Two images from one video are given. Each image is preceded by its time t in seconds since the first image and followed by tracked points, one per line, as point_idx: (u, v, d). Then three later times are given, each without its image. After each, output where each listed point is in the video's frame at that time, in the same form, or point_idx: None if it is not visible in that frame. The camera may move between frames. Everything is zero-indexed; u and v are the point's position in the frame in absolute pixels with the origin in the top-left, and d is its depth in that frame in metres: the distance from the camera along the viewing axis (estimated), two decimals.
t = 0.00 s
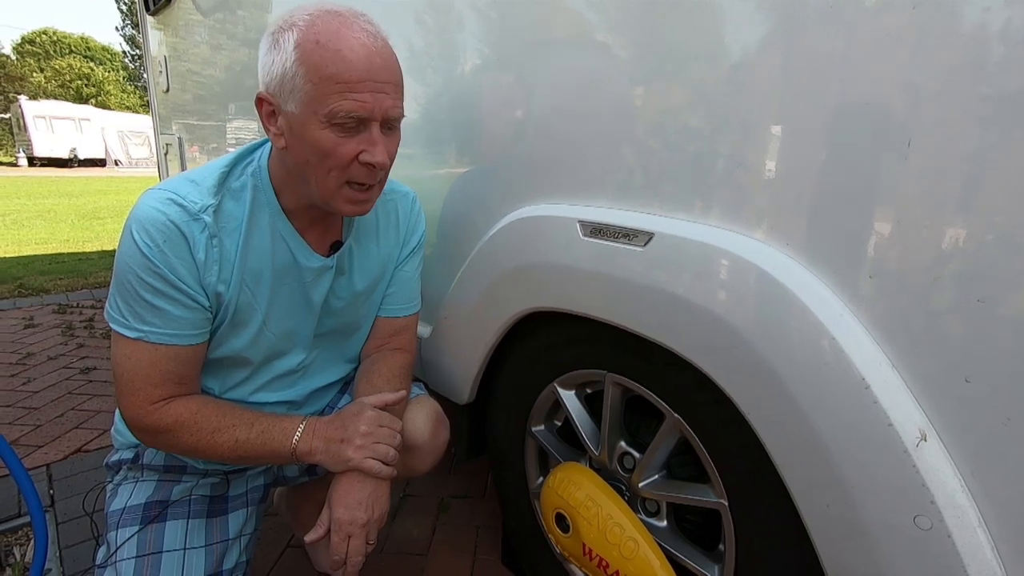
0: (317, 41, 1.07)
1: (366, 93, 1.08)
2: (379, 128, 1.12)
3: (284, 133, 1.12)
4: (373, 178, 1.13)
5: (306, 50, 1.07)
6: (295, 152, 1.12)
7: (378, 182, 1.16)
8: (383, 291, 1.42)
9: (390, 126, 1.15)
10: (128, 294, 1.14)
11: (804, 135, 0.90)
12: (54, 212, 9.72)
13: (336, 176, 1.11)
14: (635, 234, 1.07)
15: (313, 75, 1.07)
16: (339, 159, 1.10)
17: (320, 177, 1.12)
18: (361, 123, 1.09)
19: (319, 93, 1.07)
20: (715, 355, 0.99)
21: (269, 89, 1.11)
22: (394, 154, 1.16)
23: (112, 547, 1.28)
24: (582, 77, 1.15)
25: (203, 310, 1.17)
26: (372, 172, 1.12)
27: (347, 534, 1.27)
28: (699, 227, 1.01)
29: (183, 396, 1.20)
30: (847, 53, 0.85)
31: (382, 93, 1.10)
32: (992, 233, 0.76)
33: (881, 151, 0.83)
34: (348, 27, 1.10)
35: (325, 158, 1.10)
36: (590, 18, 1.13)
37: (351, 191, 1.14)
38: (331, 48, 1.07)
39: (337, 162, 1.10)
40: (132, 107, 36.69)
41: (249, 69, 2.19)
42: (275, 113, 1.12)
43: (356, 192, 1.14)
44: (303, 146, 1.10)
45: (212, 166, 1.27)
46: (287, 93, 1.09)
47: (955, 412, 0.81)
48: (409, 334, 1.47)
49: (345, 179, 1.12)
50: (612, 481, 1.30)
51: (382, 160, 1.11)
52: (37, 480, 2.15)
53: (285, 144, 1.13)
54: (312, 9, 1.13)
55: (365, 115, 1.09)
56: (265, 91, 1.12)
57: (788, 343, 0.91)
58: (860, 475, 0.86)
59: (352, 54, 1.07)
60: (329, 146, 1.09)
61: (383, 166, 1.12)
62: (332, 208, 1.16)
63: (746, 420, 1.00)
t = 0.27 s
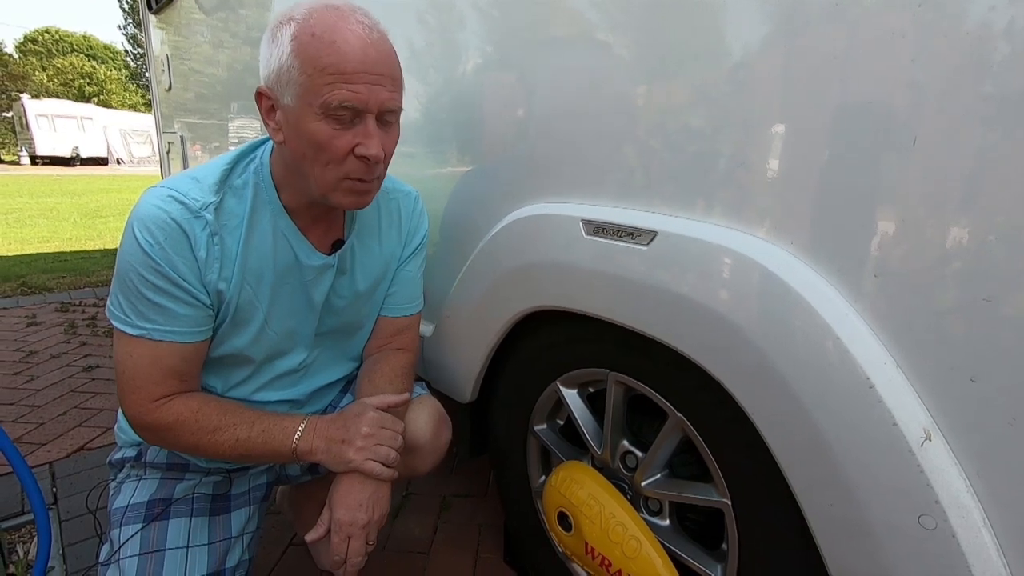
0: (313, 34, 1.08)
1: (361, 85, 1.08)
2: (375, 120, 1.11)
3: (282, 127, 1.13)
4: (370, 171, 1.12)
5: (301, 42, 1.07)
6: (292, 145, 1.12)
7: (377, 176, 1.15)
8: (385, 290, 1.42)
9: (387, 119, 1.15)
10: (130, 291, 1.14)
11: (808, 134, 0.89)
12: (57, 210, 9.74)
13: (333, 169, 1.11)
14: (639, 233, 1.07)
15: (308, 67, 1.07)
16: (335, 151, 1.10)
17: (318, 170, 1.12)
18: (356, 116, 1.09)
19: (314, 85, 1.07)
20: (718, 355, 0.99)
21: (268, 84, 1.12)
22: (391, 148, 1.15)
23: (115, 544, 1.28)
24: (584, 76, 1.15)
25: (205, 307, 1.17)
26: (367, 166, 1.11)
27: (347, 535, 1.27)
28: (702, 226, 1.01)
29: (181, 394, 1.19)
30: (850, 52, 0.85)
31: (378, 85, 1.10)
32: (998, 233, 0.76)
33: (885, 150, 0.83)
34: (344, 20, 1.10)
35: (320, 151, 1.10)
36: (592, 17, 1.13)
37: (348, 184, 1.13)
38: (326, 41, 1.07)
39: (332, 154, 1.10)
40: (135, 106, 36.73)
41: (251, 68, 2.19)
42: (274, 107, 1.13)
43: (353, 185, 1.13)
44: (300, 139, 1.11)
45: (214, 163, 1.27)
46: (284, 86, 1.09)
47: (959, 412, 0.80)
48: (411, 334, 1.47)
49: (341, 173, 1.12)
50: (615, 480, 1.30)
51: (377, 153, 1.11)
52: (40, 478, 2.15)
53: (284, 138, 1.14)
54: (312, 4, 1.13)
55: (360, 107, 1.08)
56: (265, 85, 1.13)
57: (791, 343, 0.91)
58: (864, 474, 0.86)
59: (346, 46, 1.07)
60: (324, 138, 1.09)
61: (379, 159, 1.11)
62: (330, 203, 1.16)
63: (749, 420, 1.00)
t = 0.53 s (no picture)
0: (292, 29, 1.08)
1: (350, 72, 1.08)
2: (372, 105, 1.11)
3: (281, 130, 1.13)
4: (378, 157, 1.13)
5: (282, 40, 1.08)
6: (296, 148, 1.12)
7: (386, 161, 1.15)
8: (389, 288, 1.42)
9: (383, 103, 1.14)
10: (139, 283, 1.15)
11: (810, 133, 0.89)
12: (58, 208, 9.74)
13: (342, 162, 1.11)
14: (642, 232, 1.07)
15: (296, 64, 1.07)
16: (339, 144, 1.10)
17: (326, 165, 1.12)
18: (353, 105, 1.09)
19: (304, 81, 1.07)
20: (720, 354, 0.99)
21: (259, 91, 1.12)
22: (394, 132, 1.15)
23: (117, 543, 1.28)
24: (586, 76, 1.14)
25: (213, 299, 1.17)
26: (375, 152, 1.12)
27: (338, 528, 1.26)
28: (704, 226, 1.01)
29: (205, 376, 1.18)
30: (853, 52, 0.85)
31: (367, 69, 1.10)
32: (1002, 233, 0.76)
33: (888, 150, 0.83)
34: (320, 9, 1.10)
35: (325, 147, 1.10)
36: (594, 17, 1.13)
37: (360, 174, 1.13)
38: (306, 34, 1.07)
39: (338, 147, 1.10)
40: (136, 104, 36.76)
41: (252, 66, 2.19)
42: (270, 113, 1.13)
43: (365, 174, 1.13)
44: (302, 139, 1.11)
45: (217, 159, 1.28)
46: (276, 89, 1.10)
47: (962, 413, 0.80)
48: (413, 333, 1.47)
49: (351, 164, 1.12)
50: (616, 479, 1.30)
51: (382, 138, 1.11)
52: (41, 476, 2.15)
53: (285, 142, 1.13)
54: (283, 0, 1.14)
55: (353, 94, 1.08)
56: (256, 93, 1.13)
57: (793, 343, 0.90)
58: (866, 475, 0.86)
59: (326, 33, 1.07)
60: (327, 133, 1.09)
61: (385, 142, 1.11)
62: (344, 197, 1.15)
63: (751, 419, 1.00)
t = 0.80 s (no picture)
0: (292, 23, 1.09)
1: (336, 71, 1.08)
2: (355, 107, 1.11)
3: (273, 120, 1.15)
4: (351, 160, 1.12)
5: (282, 32, 1.10)
6: (281, 138, 1.14)
7: (362, 165, 1.14)
8: (390, 290, 1.42)
9: (372, 108, 1.13)
10: (133, 286, 1.15)
11: (811, 133, 0.89)
12: (60, 207, 9.74)
13: (314, 158, 1.11)
14: (643, 231, 1.07)
15: (288, 57, 1.09)
16: (314, 139, 1.10)
17: (301, 160, 1.12)
18: (334, 104, 1.09)
19: (291, 74, 1.08)
20: (720, 354, 0.99)
21: (260, 78, 1.15)
22: (375, 136, 1.14)
23: (119, 540, 1.28)
24: (587, 75, 1.14)
25: (206, 303, 1.17)
26: (347, 155, 1.11)
27: (351, 522, 1.27)
28: (706, 225, 1.01)
29: (183, 386, 1.19)
30: (855, 52, 0.85)
31: (355, 71, 1.09)
32: (1004, 232, 0.76)
33: (889, 149, 0.83)
34: (323, 7, 1.10)
35: (302, 141, 1.11)
36: (595, 16, 1.13)
37: (333, 175, 1.13)
38: (302, 29, 1.08)
39: (311, 143, 1.10)
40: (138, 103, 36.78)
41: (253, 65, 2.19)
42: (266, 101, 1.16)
43: (336, 176, 1.13)
44: (284, 130, 1.12)
45: (219, 160, 1.28)
46: (271, 78, 1.12)
47: (964, 413, 0.80)
48: (414, 332, 1.47)
49: (323, 162, 1.12)
50: (617, 478, 1.30)
51: (355, 141, 1.10)
52: (43, 474, 2.16)
53: (275, 131, 1.15)
54: None
55: (335, 93, 1.08)
56: (258, 79, 1.16)
57: (793, 343, 0.90)
58: (867, 474, 0.86)
59: (321, 31, 1.08)
60: (303, 127, 1.10)
61: (357, 147, 1.10)
62: (318, 195, 1.15)
63: (752, 419, 1.00)
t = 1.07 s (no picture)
0: (297, 26, 1.10)
1: (340, 74, 1.08)
2: (359, 111, 1.11)
3: (278, 123, 1.15)
4: (356, 162, 1.12)
5: (287, 35, 1.10)
6: (285, 140, 1.15)
7: (367, 168, 1.14)
8: (391, 290, 1.42)
9: (376, 111, 1.14)
10: (135, 288, 1.15)
11: (811, 133, 0.89)
12: (60, 206, 9.74)
13: (318, 161, 1.12)
14: (643, 231, 1.07)
15: (292, 59, 1.09)
16: (318, 142, 1.10)
17: (305, 163, 1.13)
18: (338, 106, 1.10)
19: (296, 77, 1.09)
20: (719, 354, 0.99)
21: (265, 81, 1.16)
22: (378, 139, 1.14)
23: (119, 539, 1.29)
24: (588, 75, 1.15)
25: (207, 305, 1.17)
26: (352, 157, 1.11)
27: (350, 529, 1.25)
28: (705, 226, 1.01)
29: (188, 392, 1.20)
30: (854, 52, 0.85)
31: (359, 74, 1.09)
32: (1003, 233, 0.76)
33: (889, 150, 0.83)
34: (327, 10, 1.11)
35: (306, 144, 1.11)
36: (595, 15, 1.13)
37: (336, 177, 1.13)
38: (307, 32, 1.09)
39: (316, 145, 1.10)
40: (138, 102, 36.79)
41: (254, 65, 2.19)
42: (271, 104, 1.16)
43: (340, 179, 1.13)
44: (289, 132, 1.13)
45: (221, 161, 1.28)
46: (276, 81, 1.13)
47: (962, 412, 0.81)
48: (415, 332, 1.48)
49: (327, 165, 1.12)
50: (616, 477, 1.30)
51: (359, 144, 1.10)
52: (44, 473, 2.16)
53: (279, 134, 1.16)
54: None
55: (339, 96, 1.09)
56: (263, 82, 1.17)
57: (792, 343, 0.91)
58: (866, 473, 0.86)
59: (327, 34, 1.08)
60: (307, 129, 1.10)
61: (362, 150, 1.10)
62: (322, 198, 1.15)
63: (751, 418, 1.00)
